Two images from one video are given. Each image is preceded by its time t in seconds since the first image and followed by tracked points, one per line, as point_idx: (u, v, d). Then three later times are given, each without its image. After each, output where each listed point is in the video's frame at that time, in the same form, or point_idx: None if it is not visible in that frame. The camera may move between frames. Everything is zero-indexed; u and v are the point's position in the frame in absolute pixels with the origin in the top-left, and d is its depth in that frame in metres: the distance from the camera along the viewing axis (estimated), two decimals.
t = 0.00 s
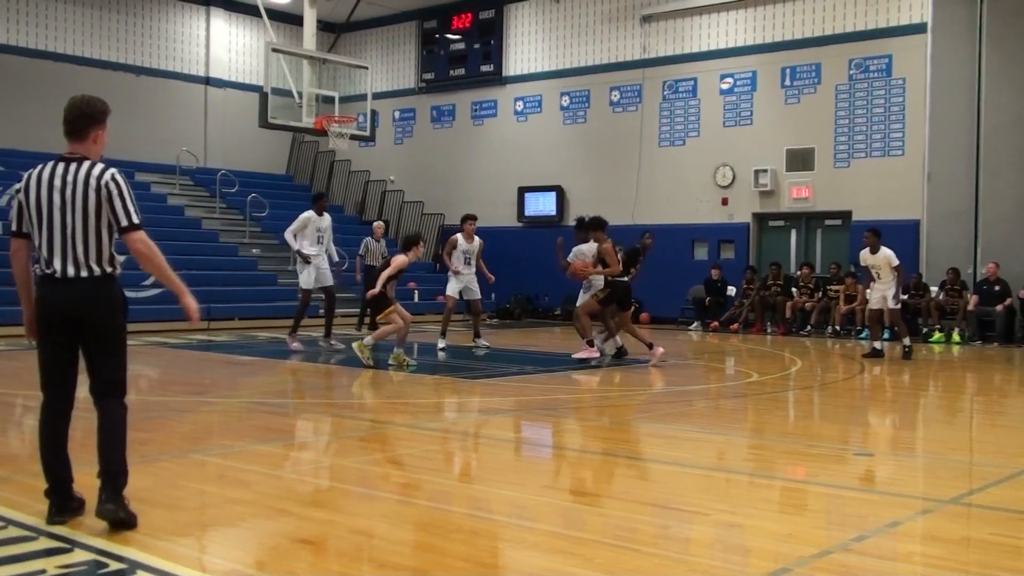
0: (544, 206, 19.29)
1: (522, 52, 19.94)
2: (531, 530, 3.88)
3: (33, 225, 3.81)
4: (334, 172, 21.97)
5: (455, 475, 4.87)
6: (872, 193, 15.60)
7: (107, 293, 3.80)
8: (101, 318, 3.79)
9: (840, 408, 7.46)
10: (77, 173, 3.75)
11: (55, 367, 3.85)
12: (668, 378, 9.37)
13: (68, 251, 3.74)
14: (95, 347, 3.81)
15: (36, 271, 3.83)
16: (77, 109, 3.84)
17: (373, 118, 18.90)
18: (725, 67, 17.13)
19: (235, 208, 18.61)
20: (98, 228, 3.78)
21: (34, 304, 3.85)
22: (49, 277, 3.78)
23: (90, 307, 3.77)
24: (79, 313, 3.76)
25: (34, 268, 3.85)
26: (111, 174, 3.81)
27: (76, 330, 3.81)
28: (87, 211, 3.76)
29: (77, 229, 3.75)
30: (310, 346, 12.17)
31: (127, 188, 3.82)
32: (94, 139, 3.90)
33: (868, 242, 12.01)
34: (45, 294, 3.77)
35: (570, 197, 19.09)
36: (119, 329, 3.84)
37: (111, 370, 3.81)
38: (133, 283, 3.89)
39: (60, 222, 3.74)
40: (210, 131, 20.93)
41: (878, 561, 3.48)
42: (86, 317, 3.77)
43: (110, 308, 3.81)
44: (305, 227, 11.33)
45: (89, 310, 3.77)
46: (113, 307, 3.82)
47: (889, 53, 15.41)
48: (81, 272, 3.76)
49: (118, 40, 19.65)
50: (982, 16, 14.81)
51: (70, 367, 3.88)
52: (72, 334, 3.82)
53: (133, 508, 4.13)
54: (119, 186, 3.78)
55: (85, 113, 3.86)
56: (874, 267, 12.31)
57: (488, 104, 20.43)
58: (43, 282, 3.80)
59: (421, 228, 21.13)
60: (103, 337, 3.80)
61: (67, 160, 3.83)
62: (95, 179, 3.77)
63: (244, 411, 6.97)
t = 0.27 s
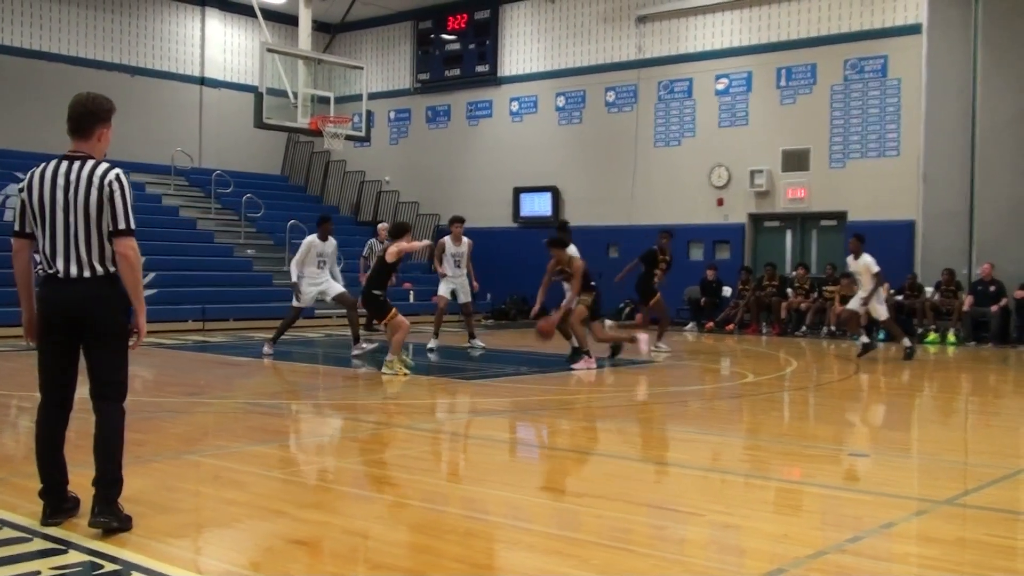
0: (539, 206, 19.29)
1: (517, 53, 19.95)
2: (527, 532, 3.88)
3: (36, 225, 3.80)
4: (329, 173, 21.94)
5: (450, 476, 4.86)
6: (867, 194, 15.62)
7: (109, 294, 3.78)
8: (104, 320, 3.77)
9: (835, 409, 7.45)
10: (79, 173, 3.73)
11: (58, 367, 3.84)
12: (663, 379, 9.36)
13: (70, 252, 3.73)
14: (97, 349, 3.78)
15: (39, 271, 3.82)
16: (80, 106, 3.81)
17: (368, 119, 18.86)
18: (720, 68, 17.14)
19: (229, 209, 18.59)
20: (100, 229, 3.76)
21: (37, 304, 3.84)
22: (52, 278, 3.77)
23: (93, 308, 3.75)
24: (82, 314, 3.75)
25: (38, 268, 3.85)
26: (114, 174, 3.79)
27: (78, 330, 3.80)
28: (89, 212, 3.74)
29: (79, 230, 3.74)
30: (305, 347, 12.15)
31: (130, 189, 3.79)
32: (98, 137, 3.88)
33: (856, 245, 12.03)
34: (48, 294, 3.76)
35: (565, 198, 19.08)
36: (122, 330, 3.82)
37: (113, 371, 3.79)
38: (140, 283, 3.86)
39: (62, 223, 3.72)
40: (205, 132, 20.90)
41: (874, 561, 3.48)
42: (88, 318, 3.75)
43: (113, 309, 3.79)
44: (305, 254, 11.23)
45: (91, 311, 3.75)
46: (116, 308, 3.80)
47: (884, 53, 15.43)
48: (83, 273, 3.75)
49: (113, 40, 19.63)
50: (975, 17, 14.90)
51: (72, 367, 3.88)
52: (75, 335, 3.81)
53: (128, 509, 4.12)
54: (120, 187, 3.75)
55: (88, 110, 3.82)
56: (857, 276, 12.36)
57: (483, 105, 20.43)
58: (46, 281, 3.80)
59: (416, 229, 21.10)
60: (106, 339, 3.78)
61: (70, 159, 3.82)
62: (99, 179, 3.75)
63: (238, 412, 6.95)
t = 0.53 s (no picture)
0: (534, 207, 19.29)
1: (512, 54, 19.96)
2: (521, 532, 3.88)
3: (32, 226, 3.78)
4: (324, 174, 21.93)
5: (444, 477, 4.86)
6: (861, 195, 15.64)
7: (107, 295, 3.77)
8: (104, 320, 3.76)
9: (829, 410, 7.45)
10: (77, 174, 3.71)
11: (56, 367, 3.83)
12: (657, 379, 9.36)
13: (69, 252, 3.71)
14: (97, 348, 3.77)
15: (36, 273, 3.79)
16: (76, 106, 3.79)
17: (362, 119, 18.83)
18: (715, 69, 17.15)
19: (224, 210, 18.57)
20: (99, 230, 3.74)
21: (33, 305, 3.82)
22: (50, 279, 3.75)
23: (92, 309, 3.74)
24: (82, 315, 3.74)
25: (35, 270, 3.83)
26: (112, 175, 3.76)
27: (78, 332, 3.78)
28: (87, 212, 3.72)
29: (78, 231, 3.72)
30: (300, 348, 12.14)
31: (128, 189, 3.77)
32: (93, 137, 3.86)
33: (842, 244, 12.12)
34: (46, 297, 3.75)
35: (559, 199, 19.09)
36: (121, 329, 3.82)
37: (109, 371, 3.79)
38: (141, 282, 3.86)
39: (60, 225, 3.70)
40: (200, 133, 20.87)
41: (868, 562, 3.49)
42: (87, 320, 3.74)
43: (113, 309, 3.79)
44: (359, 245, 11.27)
45: (91, 312, 3.74)
46: (115, 308, 3.79)
47: (879, 54, 15.45)
48: (82, 274, 3.73)
49: (108, 41, 19.60)
50: (968, 17, 14.91)
51: (71, 369, 3.87)
52: (75, 337, 3.80)
53: (122, 510, 4.11)
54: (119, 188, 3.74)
55: (83, 110, 3.81)
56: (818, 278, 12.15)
57: (478, 106, 20.43)
58: (43, 283, 3.78)
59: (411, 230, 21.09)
60: (106, 339, 3.78)
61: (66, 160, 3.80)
62: (97, 181, 3.73)
63: (232, 412, 6.94)
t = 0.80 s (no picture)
0: (528, 207, 19.29)
1: (506, 54, 19.96)
2: (517, 532, 3.88)
3: (24, 227, 3.78)
4: (319, 174, 21.92)
5: (439, 478, 4.86)
6: (855, 194, 15.67)
7: (101, 295, 3.78)
8: (99, 320, 3.77)
9: (824, 410, 7.46)
10: (69, 174, 3.71)
11: (50, 367, 3.83)
12: (652, 379, 9.37)
13: (62, 253, 3.71)
14: (91, 349, 3.78)
15: (29, 275, 3.79)
16: (68, 107, 3.80)
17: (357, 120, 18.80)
18: (710, 69, 17.17)
19: (218, 209, 18.55)
20: (92, 231, 3.74)
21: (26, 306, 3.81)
22: (43, 280, 3.75)
23: (86, 310, 3.74)
24: (77, 316, 3.74)
25: (28, 271, 3.83)
26: (105, 175, 3.77)
27: (72, 332, 3.79)
28: (80, 213, 3.72)
29: (71, 231, 3.72)
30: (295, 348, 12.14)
31: (121, 190, 3.78)
32: (84, 137, 3.87)
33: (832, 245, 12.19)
34: (39, 298, 3.75)
35: (555, 199, 19.09)
36: (116, 330, 3.83)
37: (103, 371, 3.79)
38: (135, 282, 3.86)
39: (53, 226, 3.70)
40: (194, 133, 20.86)
41: (863, 562, 3.49)
42: (82, 320, 3.75)
43: (108, 309, 3.80)
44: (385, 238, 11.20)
45: (85, 312, 3.74)
46: (109, 308, 3.80)
47: (873, 54, 15.50)
48: (76, 275, 3.73)
49: (102, 41, 19.57)
50: (962, 18, 14.85)
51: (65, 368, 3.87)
52: (68, 337, 3.80)
53: (117, 510, 4.11)
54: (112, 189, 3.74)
55: (75, 111, 3.81)
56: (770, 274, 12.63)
57: (473, 106, 20.42)
58: (36, 284, 3.78)
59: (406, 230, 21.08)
60: (101, 339, 3.78)
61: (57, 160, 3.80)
62: (89, 181, 3.73)
63: (228, 413, 6.94)
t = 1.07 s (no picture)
0: (525, 208, 19.29)
1: (502, 54, 19.96)
2: (513, 532, 3.88)
3: (18, 228, 3.77)
4: (314, 174, 21.90)
5: (437, 477, 4.86)
6: (851, 194, 15.69)
7: (96, 296, 3.77)
8: (95, 321, 3.77)
9: (819, 410, 7.47)
10: (62, 175, 3.70)
11: (47, 368, 3.83)
12: (648, 379, 9.37)
13: (57, 254, 3.70)
14: (88, 349, 3.78)
15: (24, 275, 3.79)
16: (61, 107, 3.77)
17: (353, 120, 18.77)
18: (705, 69, 17.18)
19: (214, 210, 18.54)
20: (87, 232, 3.73)
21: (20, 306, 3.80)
22: (38, 281, 3.75)
23: (82, 311, 3.74)
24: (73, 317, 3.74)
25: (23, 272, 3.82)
26: (99, 176, 3.75)
27: (68, 333, 3.79)
28: (74, 214, 3.71)
29: (66, 232, 3.71)
30: (291, 348, 12.14)
31: (116, 191, 3.76)
32: (78, 137, 3.84)
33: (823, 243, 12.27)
34: (35, 299, 3.74)
35: (551, 199, 19.10)
36: (112, 330, 3.83)
37: (100, 372, 3.79)
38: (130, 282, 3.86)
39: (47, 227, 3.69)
40: (190, 133, 20.83)
41: (860, 562, 3.49)
42: (78, 321, 3.74)
43: (104, 309, 3.79)
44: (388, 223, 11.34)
45: (81, 313, 3.74)
46: (105, 308, 3.80)
47: (868, 54, 15.53)
48: (71, 276, 3.73)
49: (98, 41, 19.55)
50: (958, 19, 14.92)
51: (61, 369, 3.87)
52: (65, 337, 3.80)
53: (112, 511, 4.10)
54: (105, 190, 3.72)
55: (68, 111, 3.79)
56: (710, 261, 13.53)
57: (469, 106, 20.41)
58: (31, 284, 3.77)
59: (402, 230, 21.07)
60: (97, 339, 3.78)
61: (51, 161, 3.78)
62: (83, 182, 3.72)
63: (223, 413, 6.93)
